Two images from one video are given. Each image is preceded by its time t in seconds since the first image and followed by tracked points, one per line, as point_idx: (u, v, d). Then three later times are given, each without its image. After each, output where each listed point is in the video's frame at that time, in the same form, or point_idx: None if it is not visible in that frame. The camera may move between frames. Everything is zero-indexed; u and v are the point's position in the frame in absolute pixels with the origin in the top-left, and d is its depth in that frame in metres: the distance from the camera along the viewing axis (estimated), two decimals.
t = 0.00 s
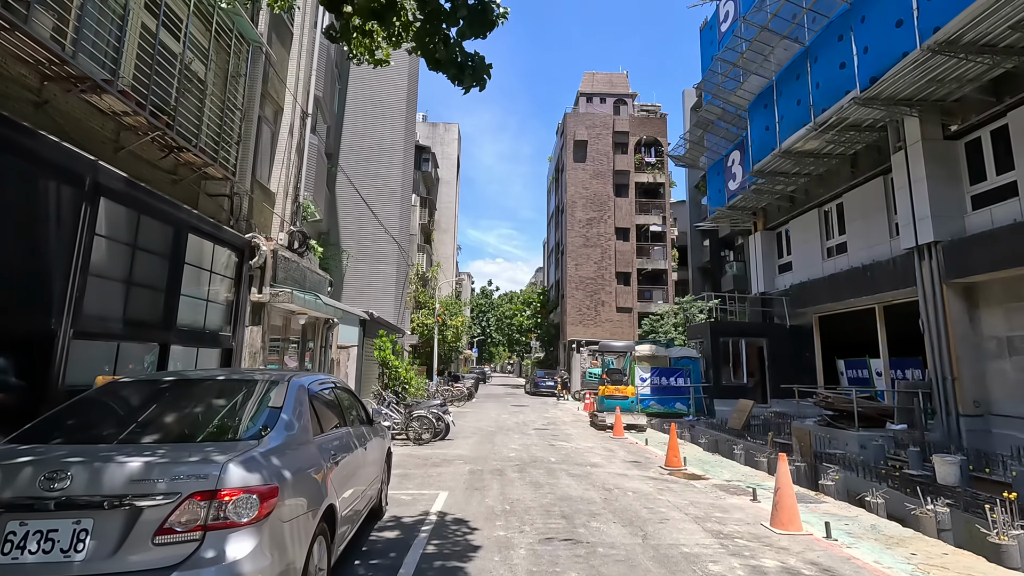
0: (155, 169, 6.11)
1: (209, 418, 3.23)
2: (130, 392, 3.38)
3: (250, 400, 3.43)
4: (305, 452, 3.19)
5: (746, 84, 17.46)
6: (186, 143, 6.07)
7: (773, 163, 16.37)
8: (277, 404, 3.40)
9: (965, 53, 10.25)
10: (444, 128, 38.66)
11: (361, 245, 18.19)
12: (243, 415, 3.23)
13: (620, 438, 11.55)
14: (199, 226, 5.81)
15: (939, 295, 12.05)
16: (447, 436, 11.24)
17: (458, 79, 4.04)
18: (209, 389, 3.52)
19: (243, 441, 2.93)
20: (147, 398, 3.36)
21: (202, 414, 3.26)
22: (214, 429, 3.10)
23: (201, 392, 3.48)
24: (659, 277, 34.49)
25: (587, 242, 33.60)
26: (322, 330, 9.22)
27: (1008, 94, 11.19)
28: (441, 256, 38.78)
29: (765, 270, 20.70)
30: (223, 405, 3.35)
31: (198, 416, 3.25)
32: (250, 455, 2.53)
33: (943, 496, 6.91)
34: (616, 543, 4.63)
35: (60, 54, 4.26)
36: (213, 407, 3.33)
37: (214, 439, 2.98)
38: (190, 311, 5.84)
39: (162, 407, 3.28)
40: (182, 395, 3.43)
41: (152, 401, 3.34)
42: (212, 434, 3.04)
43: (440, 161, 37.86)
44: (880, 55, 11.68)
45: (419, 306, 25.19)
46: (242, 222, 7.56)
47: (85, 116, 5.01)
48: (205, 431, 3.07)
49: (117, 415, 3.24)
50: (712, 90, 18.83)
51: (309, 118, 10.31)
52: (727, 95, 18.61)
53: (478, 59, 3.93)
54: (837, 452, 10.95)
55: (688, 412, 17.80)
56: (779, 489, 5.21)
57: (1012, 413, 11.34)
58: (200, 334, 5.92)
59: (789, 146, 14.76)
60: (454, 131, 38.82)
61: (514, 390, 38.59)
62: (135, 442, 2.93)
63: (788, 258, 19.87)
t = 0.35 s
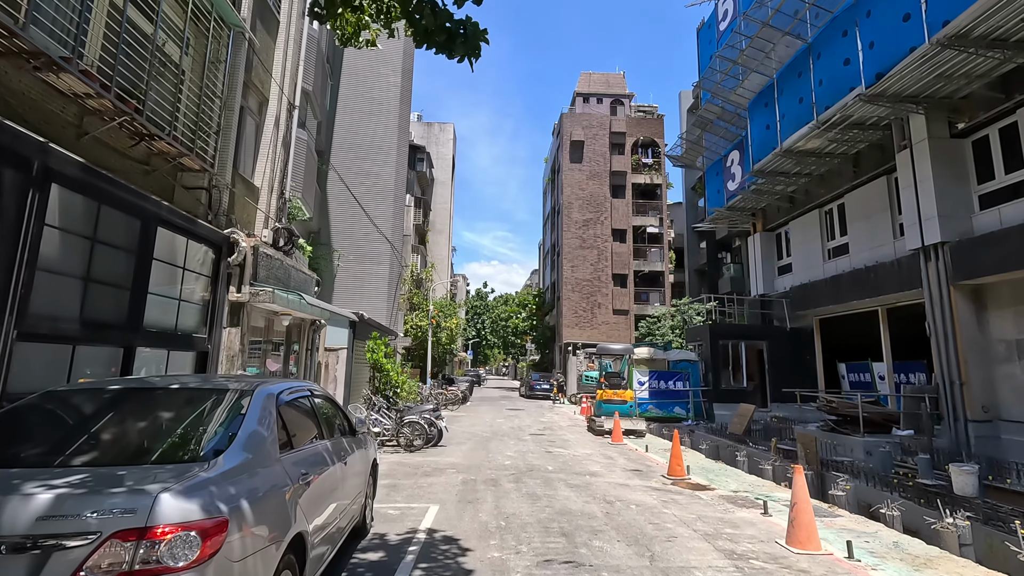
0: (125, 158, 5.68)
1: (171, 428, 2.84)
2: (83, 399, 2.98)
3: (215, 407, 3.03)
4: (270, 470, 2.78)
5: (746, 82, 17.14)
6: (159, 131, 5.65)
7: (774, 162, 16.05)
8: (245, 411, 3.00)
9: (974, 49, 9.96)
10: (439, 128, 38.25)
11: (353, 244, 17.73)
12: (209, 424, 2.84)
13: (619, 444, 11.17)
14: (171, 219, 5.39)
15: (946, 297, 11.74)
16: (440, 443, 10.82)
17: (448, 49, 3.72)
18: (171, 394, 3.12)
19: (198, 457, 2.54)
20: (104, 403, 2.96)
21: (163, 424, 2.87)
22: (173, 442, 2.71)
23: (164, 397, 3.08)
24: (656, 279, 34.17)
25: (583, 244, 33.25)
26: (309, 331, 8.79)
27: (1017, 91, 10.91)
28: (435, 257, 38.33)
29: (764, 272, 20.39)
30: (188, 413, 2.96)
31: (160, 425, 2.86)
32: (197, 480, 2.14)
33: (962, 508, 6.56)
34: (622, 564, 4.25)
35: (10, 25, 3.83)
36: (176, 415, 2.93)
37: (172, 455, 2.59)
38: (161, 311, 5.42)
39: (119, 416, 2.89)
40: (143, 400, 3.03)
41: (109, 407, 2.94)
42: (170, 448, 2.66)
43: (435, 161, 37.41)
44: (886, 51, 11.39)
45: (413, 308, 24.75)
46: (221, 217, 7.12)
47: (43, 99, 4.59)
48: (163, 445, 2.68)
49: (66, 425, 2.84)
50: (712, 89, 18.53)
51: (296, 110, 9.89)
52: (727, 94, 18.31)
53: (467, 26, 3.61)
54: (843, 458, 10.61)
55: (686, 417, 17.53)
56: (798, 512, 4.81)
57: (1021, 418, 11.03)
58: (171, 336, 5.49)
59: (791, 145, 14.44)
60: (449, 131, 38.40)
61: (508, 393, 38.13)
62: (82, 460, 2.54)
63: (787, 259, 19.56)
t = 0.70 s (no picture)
0: (100, 142, 5.30)
1: (139, 427, 2.49)
2: (39, 396, 2.61)
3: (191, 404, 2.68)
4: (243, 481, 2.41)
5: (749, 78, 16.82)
6: (137, 114, 5.28)
7: (780, 159, 15.72)
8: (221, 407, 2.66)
9: (990, 39, 9.65)
10: (437, 127, 37.91)
11: (349, 243, 17.35)
12: (182, 425, 2.49)
13: (623, 448, 10.81)
14: (148, 208, 5.01)
15: (958, 296, 11.39)
16: (438, 446, 10.44)
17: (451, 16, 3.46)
18: (141, 391, 2.75)
19: (162, 465, 2.19)
20: (67, 401, 2.61)
21: (132, 423, 2.51)
22: (139, 445, 2.37)
23: (135, 393, 2.72)
24: (656, 280, 33.84)
25: (583, 244, 32.91)
26: (300, 330, 8.39)
27: None
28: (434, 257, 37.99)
29: (768, 272, 20.06)
30: (159, 412, 2.61)
31: (128, 427, 2.50)
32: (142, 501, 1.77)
33: (989, 517, 6.19)
34: None
35: None
36: (147, 415, 2.58)
37: (135, 460, 2.26)
38: (138, 307, 5.05)
39: (83, 415, 2.52)
40: (111, 395, 2.68)
41: (71, 406, 2.58)
42: (134, 452, 2.32)
43: (433, 161, 37.08)
44: (897, 43, 11.07)
45: (411, 308, 24.37)
46: (206, 209, 6.74)
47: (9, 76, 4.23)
48: (127, 448, 2.34)
49: (19, 427, 2.47)
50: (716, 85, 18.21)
51: (289, 101, 9.52)
52: (731, 89, 18.00)
53: None
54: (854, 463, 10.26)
55: (689, 419, 16.98)
56: (825, 523, 4.46)
57: None
58: (149, 333, 5.12)
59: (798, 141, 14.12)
60: (448, 130, 38.08)
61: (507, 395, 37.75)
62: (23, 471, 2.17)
63: (791, 259, 19.22)
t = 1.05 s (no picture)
0: (76, 126, 4.95)
1: (101, 432, 2.17)
2: None
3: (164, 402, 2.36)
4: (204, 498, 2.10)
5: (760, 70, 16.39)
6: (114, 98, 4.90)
7: (792, 153, 15.28)
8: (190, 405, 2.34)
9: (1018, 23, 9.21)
10: (441, 124, 37.55)
11: (350, 241, 17.00)
12: (150, 428, 2.16)
13: (633, 451, 10.41)
14: (125, 197, 4.65)
15: (982, 293, 10.92)
16: (440, 450, 10.08)
17: None
18: (110, 391, 2.42)
19: (105, 485, 1.86)
20: (24, 402, 2.28)
21: (96, 424, 2.20)
22: (100, 449, 2.07)
23: (105, 392, 2.40)
24: (662, 279, 33.39)
25: (588, 242, 32.50)
26: (296, 329, 8.00)
27: None
28: (437, 256, 37.65)
29: (778, 269, 19.60)
30: (126, 414, 2.27)
31: (93, 430, 2.18)
32: (37, 551, 1.46)
33: None
34: None
35: None
36: (114, 418, 2.25)
37: (90, 469, 1.95)
38: (116, 303, 4.70)
39: (42, 417, 2.20)
40: (75, 396, 2.35)
41: (28, 407, 2.25)
42: (95, 456, 2.02)
43: (437, 159, 36.73)
44: (918, 29, 10.63)
45: (414, 307, 24.02)
46: (195, 200, 6.37)
47: None
48: (87, 451, 2.04)
49: None
50: (726, 77, 17.78)
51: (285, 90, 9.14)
52: (741, 82, 17.57)
53: None
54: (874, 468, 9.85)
55: (699, 420, 16.53)
56: (864, 541, 4.03)
57: None
58: (128, 332, 4.76)
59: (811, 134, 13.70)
60: (451, 128, 37.71)
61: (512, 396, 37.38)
62: None
63: (803, 256, 18.77)
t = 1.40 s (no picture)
0: (51, 107, 4.62)
1: (70, 428, 1.89)
2: None
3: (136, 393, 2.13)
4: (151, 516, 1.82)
5: (774, 60, 15.91)
6: (92, 76, 4.55)
7: (808, 145, 14.81)
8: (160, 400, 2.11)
9: None
10: (447, 121, 37.25)
11: (354, 237, 16.69)
12: (101, 431, 1.86)
13: (645, 453, 10.01)
14: (102, 180, 4.32)
15: (1010, 288, 10.43)
16: (445, 451, 9.73)
17: None
18: (65, 389, 2.12)
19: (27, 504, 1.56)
20: None
21: (54, 421, 1.92)
22: (57, 446, 1.80)
23: (66, 388, 2.12)
24: (672, 276, 32.88)
25: (596, 239, 32.06)
26: (293, 324, 7.64)
27: None
28: (444, 253, 37.34)
29: (792, 265, 19.08)
30: (90, 412, 1.97)
31: (47, 428, 1.90)
32: None
33: None
34: None
35: None
36: (74, 415, 1.97)
37: (35, 476, 1.68)
38: (94, 296, 4.39)
39: None
40: (32, 392, 2.06)
41: None
42: (47, 458, 1.75)
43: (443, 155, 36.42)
44: (942, 12, 10.15)
45: (420, 305, 23.71)
46: (184, 188, 6.03)
47: None
48: (41, 449, 1.78)
49: None
50: (739, 68, 17.31)
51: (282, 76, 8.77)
52: (754, 73, 17.09)
53: None
54: (898, 471, 9.42)
55: (711, 420, 16.11)
56: (910, 559, 3.66)
57: None
58: (108, 325, 4.44)
59: (828, 124, 13.25)
60: (457, 124, 37.38)
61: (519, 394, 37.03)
62: None
63: (818, 252, 18.25)
